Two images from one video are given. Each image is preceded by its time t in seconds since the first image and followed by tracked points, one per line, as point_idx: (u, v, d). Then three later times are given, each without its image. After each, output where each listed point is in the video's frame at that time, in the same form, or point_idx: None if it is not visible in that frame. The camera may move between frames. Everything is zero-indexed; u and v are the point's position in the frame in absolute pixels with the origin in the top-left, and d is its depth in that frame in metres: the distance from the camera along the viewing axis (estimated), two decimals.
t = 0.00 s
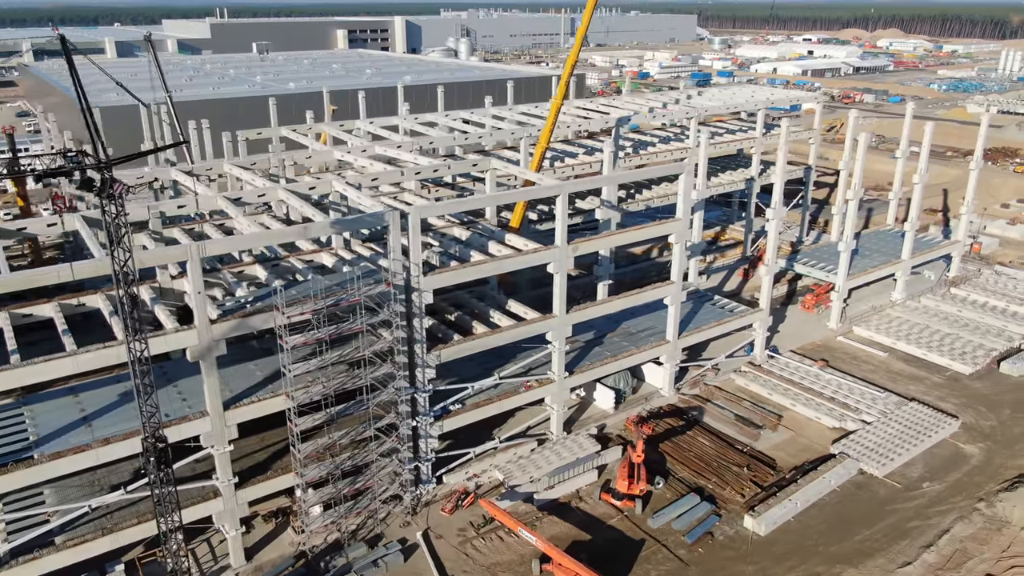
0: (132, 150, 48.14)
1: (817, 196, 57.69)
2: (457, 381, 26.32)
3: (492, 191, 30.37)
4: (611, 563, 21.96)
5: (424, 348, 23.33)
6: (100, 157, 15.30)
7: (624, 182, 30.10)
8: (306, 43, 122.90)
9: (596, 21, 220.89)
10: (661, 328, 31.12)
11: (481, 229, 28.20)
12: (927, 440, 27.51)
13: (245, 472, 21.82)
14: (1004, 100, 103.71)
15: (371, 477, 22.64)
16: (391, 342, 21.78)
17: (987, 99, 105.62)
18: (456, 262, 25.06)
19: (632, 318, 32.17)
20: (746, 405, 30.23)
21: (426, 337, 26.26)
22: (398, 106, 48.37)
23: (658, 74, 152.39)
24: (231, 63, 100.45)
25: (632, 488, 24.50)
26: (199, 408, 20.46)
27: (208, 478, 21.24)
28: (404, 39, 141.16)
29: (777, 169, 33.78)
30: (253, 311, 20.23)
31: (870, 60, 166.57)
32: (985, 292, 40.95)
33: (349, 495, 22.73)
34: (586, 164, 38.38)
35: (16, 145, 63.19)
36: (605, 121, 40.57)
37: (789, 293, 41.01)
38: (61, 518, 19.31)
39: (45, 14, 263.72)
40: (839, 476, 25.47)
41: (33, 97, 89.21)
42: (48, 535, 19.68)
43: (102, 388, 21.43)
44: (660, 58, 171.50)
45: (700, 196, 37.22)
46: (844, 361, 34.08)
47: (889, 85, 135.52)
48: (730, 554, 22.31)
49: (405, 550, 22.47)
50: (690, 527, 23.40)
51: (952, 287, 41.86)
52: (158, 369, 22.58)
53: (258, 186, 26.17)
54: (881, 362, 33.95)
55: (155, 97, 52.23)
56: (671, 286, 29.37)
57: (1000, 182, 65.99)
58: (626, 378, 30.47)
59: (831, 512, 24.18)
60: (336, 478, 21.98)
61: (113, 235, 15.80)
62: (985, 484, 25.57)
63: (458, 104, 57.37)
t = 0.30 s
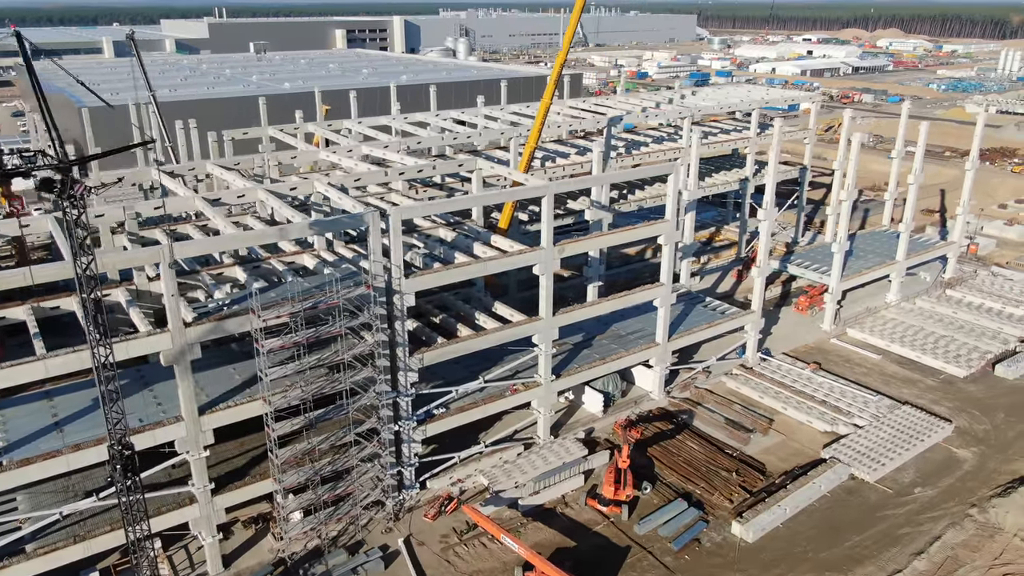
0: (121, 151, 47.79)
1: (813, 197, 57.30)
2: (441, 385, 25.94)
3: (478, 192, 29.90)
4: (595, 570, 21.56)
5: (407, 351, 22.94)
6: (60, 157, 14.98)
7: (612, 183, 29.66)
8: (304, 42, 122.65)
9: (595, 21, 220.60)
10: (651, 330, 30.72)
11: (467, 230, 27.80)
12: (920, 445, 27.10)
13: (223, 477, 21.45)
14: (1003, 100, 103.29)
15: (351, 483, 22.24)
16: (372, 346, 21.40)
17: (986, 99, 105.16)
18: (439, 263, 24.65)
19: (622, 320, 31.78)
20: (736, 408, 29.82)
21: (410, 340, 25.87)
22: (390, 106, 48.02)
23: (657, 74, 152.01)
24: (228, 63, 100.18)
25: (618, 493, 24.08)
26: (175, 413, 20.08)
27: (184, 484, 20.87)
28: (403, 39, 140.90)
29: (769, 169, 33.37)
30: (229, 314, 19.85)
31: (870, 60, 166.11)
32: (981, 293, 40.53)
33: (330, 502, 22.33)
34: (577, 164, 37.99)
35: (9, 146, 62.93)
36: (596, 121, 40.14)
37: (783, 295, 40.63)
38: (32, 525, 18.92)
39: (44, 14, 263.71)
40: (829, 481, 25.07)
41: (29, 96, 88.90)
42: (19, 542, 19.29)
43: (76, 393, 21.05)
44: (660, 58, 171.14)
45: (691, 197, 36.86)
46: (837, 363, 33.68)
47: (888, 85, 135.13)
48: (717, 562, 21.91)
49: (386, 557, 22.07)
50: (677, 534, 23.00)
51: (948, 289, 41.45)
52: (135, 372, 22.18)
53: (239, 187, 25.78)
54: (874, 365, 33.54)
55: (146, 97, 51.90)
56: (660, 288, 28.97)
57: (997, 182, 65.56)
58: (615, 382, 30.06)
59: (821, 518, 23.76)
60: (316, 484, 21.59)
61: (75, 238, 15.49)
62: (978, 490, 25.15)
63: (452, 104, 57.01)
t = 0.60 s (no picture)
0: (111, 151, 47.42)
1: (808, 197, 56.91)
2: (425, 389, 25.54)
3: (464, 192, 29.39)
4: None
5: (388, 355, 22.55)
6: (19, 159, 14.71)
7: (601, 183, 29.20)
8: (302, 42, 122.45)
9: (594, 20, 220.42)
10: (640, 333, 30.31)
11: (453, 231, 27.38)
12: (912, 449, 26.69)
13: (200, 484, 21.07)
14: (1003, 100, 102.85)
15: (331, 489, 21.83)
16: (352, 350, 21.01)
17: (985, 99, 104.75)
18: (422, 266, 24.24)
19: (611, 323, 31.36)
20: (727, 412, 29.41)
21: (394, 343, 25.47)
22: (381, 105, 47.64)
23: (655, 74, 151.44)
24: (224, 63, 99.81)
25: (604, 500, 23.53)
26: (149, 419, 19.66)
27: (159, 491, 20.48)
28: (401, 39, 140.53)
29: (760, 170, 32.94)
30: (204, 318, 19.45)
31: (869, 60, 165.62)
32: (977, 295, 40.12)
33: (310, 508, 21.93)
34: (568, 165, 37.60)
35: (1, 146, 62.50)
36: (587, 121, 39.70)
37: (776, 296, 40.22)
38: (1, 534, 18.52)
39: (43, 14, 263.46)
40: (819, 487, 24.65)
41: (24, 96, 88.46)
42: None
43: (49, 398, 20.64)
44: (658, 58, 170.69)
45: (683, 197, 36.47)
46: (829, 366, 33.27)
47: (886, 86, 134.70)
48: (703, 570, 21.52)
49: (367, 565, 21.68)
50: (663, 541, 22.60)
51: (943, 290, 41.02)
52: (110, 377, 21.79)
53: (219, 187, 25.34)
54: (867, 368, 33.13)
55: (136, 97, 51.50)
56: (649, 290, 28.55)
57: (995, 183, 65.12)
58: (604, 385, 29.65)
59: (810, 524, 23.35)
60: (294, 491, 21.19)
61: (36, 241, 15.24)
62: (970, 496, 24.75)
63: (445, 103, 56.59)
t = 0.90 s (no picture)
0: (100, 152, 47.02)
1: (804, 198, 56.51)
2: (409, 393, 25.16)
3: (450, 193, 28.84)
4: None
5: (369, 359, 22.18)
6: None
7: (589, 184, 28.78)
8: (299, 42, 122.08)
9: (593, 20, 220.01)
10: (629, 335, 29.91)
11: (438, 232, 26.98)
12: (903, 454, 26.29)
13: (175, 490, 20.69)
14: (1001, 100, 102.48)
15: (310, 495, 21.43)
16: (331, 354, 20.63)
17: (983, 99, 104.40)
18: (405, 268, 23.86)
19: (600, 325, 30.97)
20: (717, 416, 28.99)
21: (376, 346, 25.07)
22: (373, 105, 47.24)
23: (653, 74, 150.76)
24: (220, 63, 99.45)
25: (588, 506, 23.21)
26: (121, 424, 19.27)
27: (134, 498, 20.11)
28: (399, 39, 140.09)
29: (751, 170, 32.45)
30: (177, 321, 19.06)
31: (868, 60, 165.14)
32: (972, 297, 39.70)
33: (288, 515, 21.52)
34: (558, 165, 37.22)
35: None
36: (578, 121, 39.02)
37: (769, 298, 39.80)
38: None
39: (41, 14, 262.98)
40: (808, 493, 24.26)
41: (18, 96, 87.89)
42: None
43: (21, 403, 20.27)
44: (657, 58, 170.17)
45: (673, 198, 36.05)
46: (821, 369, 32.86)
47: (885, 86, 134.27)
48: None
49: (346, 573, 21.28)
50: (648, 548, 22.21)
51: (939, 292, 40.60)
52: (84, 382, 21.42)
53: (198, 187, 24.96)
54: (860, 371, 32.72)
55: (126, 97, 51.08)
56: (638, 293, 28.15)
57: (993, 184, 64.73)
58: (592, 388, 29.25)
59: (798, 531, 22.95)
60: (272, 498, 20.79)
61: None
62: (962, 501, 24.35)
63: (438, 103, 56.14)
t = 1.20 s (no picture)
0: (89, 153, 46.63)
1: (800, 198, 56.13)
2: (392, 397, 24.78)
3: (435, 193, 28.34)
4: None
5: (349, 363, 21.81)
6: None
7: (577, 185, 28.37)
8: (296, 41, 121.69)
9: (592, 20, 219.60)
10: (618, 338, 29.51)
11: (422, 234, 26.58)
12: (894, 459, 25.89)
13: (150, 497, 20.31)
14: (999, 100, 102.11)
15: (288, 502, 21.00)
16: (308, 358, 20.23)
17: (981, 100, 104.03)
18: (386, 270, 23.47)
19: (588, 328, 30.58)
20: (706, 420, 28.59)
21: (358, 350, 24.67)
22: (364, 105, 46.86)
23: (651, 74, 150.06)
24: (216, 63, 99.02)
25: (573, 512, 22.83)
26: (93, 430, 18.89)
27: (107, 505, 19.77)
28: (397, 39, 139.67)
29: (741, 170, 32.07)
30: (149, 325, 18.68)
31: (867, 60, 164.69)
32: (967, 299, 39.30)
33: (266, 522, 21.11)
34: (548, 165, 36.85)
35: None
36: (567, 121, 38.54)
37: (762, 300, 39.40)
38: None
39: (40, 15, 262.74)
40: (797, 499, 23.87)
41: (12, 96, 87.47)
42: None
43: None
44: (655, 58, 169.70)
45: (664, 199, 35.74)
46: (813, 372, 32.46)
47: (884, 86, 133.87)
48: None
49: None
50: (632, 556, 21.81)
51: (933, 294, 40.21)
52: (57, 386, 21.06)
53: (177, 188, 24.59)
54: (853, 374, 32.32)
55: (116, 97, 50.71)
56: (625, 295, 27.76)
57: (990, 184, 64.37)
58: (580, 392, 28.85)
59: (786, 538, 22.55)
60: (248, 505, 20.38)
61: None
62: (953, 508, 23.94)
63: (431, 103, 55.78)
